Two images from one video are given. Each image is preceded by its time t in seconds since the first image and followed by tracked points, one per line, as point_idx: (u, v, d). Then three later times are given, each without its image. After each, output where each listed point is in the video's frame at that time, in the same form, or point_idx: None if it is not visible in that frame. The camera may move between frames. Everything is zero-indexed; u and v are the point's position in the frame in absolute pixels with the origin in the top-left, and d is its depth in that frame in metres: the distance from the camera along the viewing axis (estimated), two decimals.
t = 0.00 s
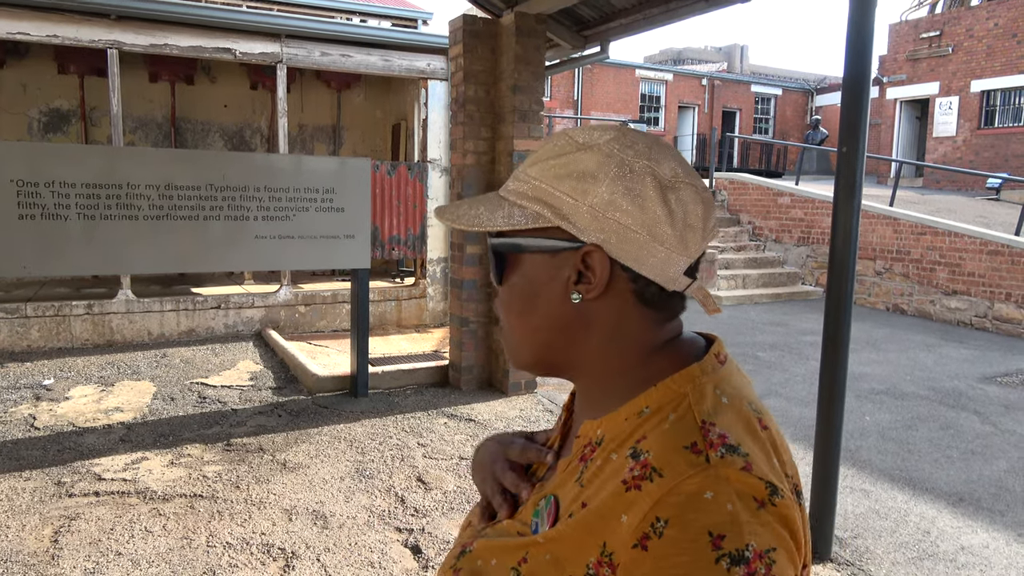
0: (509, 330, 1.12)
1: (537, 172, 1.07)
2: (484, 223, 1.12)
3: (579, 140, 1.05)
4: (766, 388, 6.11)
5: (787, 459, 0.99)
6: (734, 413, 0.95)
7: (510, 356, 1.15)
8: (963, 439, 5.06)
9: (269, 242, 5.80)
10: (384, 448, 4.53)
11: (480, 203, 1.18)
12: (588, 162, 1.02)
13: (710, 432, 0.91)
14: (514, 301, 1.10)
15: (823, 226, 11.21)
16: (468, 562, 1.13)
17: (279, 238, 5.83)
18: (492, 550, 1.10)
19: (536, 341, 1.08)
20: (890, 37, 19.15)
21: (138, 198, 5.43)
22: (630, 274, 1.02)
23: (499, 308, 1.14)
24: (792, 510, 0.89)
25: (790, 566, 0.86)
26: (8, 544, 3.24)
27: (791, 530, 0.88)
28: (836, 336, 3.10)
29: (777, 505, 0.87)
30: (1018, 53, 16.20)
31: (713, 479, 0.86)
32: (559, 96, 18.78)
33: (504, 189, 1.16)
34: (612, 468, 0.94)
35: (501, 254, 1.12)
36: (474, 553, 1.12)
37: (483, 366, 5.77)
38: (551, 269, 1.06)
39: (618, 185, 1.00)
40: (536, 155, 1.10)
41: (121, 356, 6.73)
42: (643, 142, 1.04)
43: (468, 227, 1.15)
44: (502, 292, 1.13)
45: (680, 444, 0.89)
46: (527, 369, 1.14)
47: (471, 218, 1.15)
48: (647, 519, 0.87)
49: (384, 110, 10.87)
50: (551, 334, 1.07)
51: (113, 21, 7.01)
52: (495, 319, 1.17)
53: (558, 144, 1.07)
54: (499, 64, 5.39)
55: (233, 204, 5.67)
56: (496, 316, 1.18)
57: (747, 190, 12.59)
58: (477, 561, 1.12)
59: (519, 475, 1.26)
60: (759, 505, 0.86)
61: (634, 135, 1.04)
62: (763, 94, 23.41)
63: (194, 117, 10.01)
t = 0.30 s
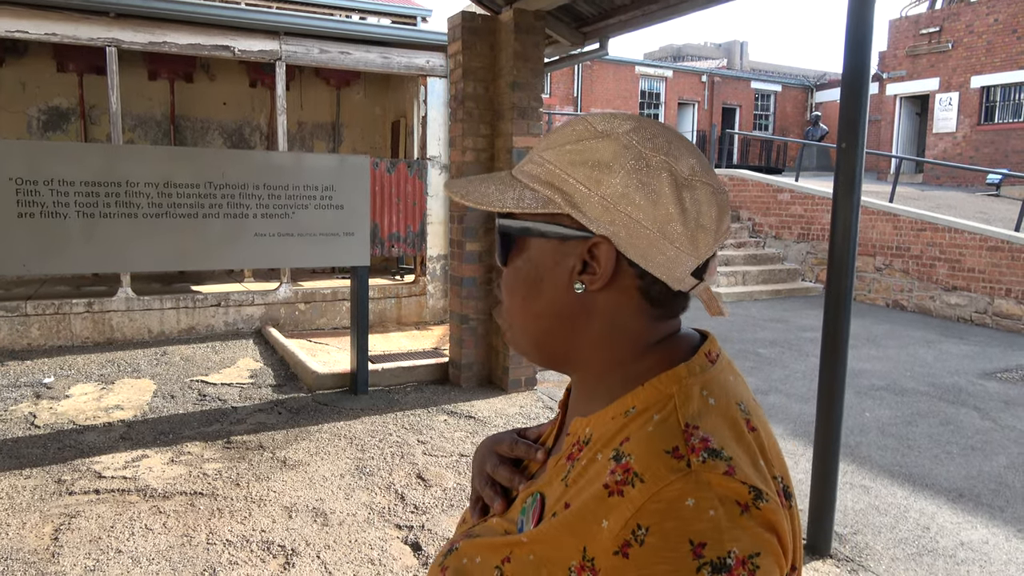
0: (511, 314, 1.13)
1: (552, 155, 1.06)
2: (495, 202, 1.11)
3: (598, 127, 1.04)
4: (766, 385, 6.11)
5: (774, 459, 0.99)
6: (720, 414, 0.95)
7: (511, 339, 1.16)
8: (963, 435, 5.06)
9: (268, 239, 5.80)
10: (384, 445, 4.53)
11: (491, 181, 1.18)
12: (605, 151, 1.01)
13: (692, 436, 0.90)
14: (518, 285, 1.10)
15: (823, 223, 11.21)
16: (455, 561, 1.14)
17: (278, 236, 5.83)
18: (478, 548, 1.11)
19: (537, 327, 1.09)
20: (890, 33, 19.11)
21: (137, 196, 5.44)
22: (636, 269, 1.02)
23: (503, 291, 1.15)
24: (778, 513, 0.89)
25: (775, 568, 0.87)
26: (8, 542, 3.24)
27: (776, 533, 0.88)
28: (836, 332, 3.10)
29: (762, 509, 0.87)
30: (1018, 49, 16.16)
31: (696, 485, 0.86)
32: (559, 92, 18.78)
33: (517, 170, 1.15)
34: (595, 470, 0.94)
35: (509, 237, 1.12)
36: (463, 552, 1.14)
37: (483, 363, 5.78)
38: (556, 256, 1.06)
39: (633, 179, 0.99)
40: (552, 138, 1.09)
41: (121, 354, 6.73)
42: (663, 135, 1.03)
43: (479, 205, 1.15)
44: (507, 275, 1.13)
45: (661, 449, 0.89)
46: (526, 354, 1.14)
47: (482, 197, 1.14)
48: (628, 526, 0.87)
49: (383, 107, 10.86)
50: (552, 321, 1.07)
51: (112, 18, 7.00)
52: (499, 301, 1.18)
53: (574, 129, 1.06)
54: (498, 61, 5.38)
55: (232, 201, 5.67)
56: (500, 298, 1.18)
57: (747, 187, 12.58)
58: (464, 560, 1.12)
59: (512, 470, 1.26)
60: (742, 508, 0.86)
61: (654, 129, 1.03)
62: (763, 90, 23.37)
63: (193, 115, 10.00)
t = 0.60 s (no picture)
0: (505, 313, 1.12)
1: (537, 153, 1.07)
2: (480, 202, 1.12)
3: (579, 122, 1.04)
4: (766, 382, 6.11)
5: (774, 466, 0.98)
6: (718, 420, 0.94)
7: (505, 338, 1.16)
8: (963, 432, 5.06)
9: (268, 237, 5.79)
10: (384, 443, 4.53)
11: (481, 182, 1.19)
12: (584, 144, 1.01)
13: (690, 444, 0.90)
14: (508, 285, 1.10)
15: (823, 220, 11.20)
16: (453, 566, 1.14)
17: (278, 234, 5.82)
18: (473, 554, 1.10)
19: (527, 326, 1.08)
20: (890, 29, 19.07)
21: (136, 194, 5.42)
22: (620, 263, 1.01)
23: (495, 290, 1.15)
24: (777, 524, 0.88)
25: None
26: (7, 540, 3.24)
27: (775, 543, 0.88)
28: (835, 330, 3.10)
29: (761, 519, 0.87)
30: (1019, 45, 16.12)
31: (693, 494, 0.85)
32: (558, 90, 18.78)
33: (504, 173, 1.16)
34: (592, 477, 0.93)
35: (498, 235, 1.12)
36: (458, 557, 1.13)
37: (482, 360, 5.77)
38: (542, 253, 1.06)
39: (610, 170, 0.99)
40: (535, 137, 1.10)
41: (121, 352, 6.72)
42: (645, 124, 1.01)
43: (466, 206, 1.16)
44: (499, 274, 1.13)
45: (659, 458, 0.88)
46: (521, 353, 1.14)
47: (469, 197, 1.16)
48: (625, 537, 0.86)
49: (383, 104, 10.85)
50: (541, 320, 1.07)
51: (111, 15, 6.99)
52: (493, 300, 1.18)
53: (555, 126, 1.07)
54: (498, 58, 5.37)
55: (231, 198, 5.66)
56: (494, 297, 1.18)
57: (747, 184, 12.57)
58: (460, 565, 1.12)
59: (509, 473, 1.25)
60: (742, 518, 0.86)
61: (636, 119, 1.02)
62: (763, 87, 23.34)
63: (193, 112, 9.99)
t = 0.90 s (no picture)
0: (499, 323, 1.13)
1: (515, 162, 1.08)
2: (462, 216, 1.14)
3: (552, 126, 1.05)
4: (766, 380, 6.11)
5: (776, 480, 0.98)
6: (721, 433, 0.94)
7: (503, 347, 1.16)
8: (964, 430, 5.06)
9: (268, 235, 5.79)
10: (384, 441, 4.53)
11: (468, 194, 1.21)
12: (556, 149, 1.02)
13: (692, 459, 0.89)
14: (500, 294, 1.11)
15: (824, 217, 11.20)
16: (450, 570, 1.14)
17: (278, 232, 5.82)
18: (471, 559, 1.10)
19: (522, 335, 1.08)
20: (891, 27, 19.04)
21: (137, 191, 5.42)
22: (603, 267, 1.01)
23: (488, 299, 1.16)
24: (778, 542, 0.88)
25: None
26: (8, 537, 3.25)
27: (775, 561, 0.88)
28: (835, 328, 3.10)
29: (763, 538, 0.87)
30: (1020, 43, 16.09)
31: (692, 512, 0.85)
32: (559, 87, 18.79)
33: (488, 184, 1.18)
34: (590, 488, 0.93)
35: (485, 247, 1.13)
36: (455, 561, 1.14)
37: (482, 358, 5.77)
38: (528, 261, 1.06)
39: (583, 173, 0.99)
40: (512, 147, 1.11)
41: (121, 350, 6.73)
42: (616, 120, 1.01)
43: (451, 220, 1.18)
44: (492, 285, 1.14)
45: (659, 472, 0.88)
46: (517, 359, 1.14)
47: (453, 209, 1.18)
48: (622, 551, 0.87)
49: (383, 102, 10.85)
50: (534, 327, 1.07)
51: (111, 13, 6.98)
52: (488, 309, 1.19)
53: (530, 135, 1.08)
54: (498, 56, 5.36)
55: (232, 196, 5.65)
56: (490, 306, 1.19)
57: (747, 182, 12.56)
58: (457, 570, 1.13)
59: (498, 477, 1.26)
60: (742, 537, 0.86)
61: (610, 117, 1.01)
62: (764, 85, 23.32)
63: (193, 110, 9.99)
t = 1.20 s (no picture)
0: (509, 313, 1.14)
1: (531, 151, 1.09)
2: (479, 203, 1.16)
3: (567, 118, 1.05)
4: (768, 379, 6.10)
5: (784, 482, 0.97)
6: (725, 433, 0.93)
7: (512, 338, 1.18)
8: (966, 430, 5.05)
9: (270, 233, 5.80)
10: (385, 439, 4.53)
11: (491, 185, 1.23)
12: (565, 139, 1.01)
13: (693, 458, 0.90)
14: (511, 284, 1.12)
15: (827, 216, 11.18)
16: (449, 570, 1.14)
17: (280, 230, 5.83)
18: (469, 559, 1.10)
19: (528, 323, 1.09)
20: (895, 25, 18.98)
21: (139, 189, 5.41)
22: (604, 259, 1.00)
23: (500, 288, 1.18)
24: (781, 546, 0.87)
25: None
26: (10, 534, 3.26)
27: (777, 565, 0.86)
28: (837, 328, 3.09)
29: (764, 540, 0.85)
30: None
31: (691, 511, 0.85)
32: (562, 85, 18.78)
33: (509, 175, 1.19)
34: (591, 487, 0.94)
35: (498, 236, 1.14)
36: (453, 559, 1.13)
37: (484, 357, 5.76)
38: (534, 250, 1.07)
39: (589, 163, 0.98)
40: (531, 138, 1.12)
41: (124, 347, 6.74)
42: (627, 115, 0.99)
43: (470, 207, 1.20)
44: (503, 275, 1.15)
45: (660, 470, 0.89)
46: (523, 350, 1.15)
47: (474, 197, 1.19)
48: (620, 549, 0.87)
49: (386, 100, 10.86)
50: (540, 315, 1.07)
51: (114, 10, 6.98)
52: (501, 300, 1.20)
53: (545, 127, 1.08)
54: (500, 53, 5.35)
55: (234, 194, 5.66)
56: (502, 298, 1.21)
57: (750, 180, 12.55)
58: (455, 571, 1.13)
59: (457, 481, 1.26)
60: (742, 538, 0.85)
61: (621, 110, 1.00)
62: (767, 83, 23.27)
63: (196, 108, 9.99)
